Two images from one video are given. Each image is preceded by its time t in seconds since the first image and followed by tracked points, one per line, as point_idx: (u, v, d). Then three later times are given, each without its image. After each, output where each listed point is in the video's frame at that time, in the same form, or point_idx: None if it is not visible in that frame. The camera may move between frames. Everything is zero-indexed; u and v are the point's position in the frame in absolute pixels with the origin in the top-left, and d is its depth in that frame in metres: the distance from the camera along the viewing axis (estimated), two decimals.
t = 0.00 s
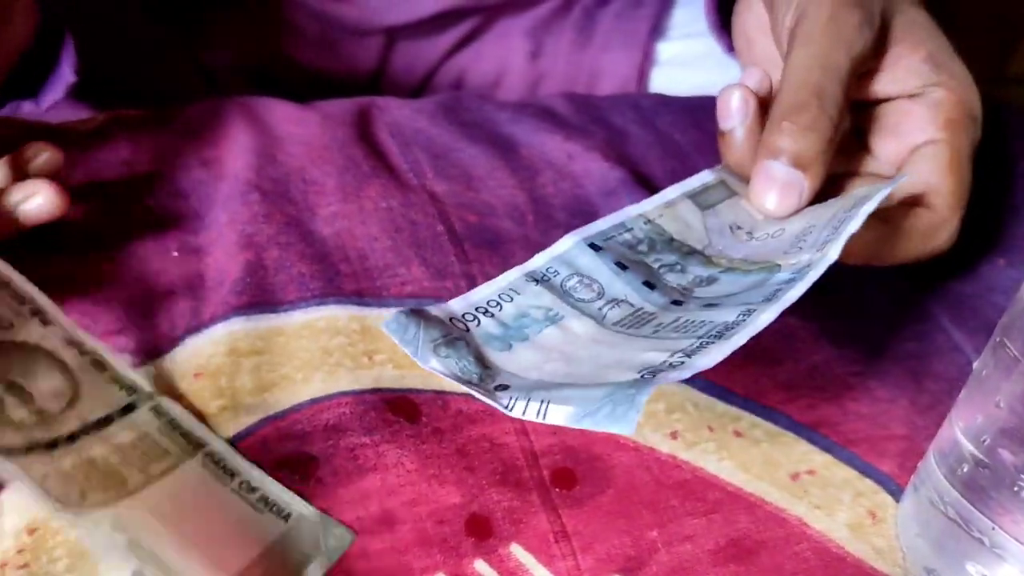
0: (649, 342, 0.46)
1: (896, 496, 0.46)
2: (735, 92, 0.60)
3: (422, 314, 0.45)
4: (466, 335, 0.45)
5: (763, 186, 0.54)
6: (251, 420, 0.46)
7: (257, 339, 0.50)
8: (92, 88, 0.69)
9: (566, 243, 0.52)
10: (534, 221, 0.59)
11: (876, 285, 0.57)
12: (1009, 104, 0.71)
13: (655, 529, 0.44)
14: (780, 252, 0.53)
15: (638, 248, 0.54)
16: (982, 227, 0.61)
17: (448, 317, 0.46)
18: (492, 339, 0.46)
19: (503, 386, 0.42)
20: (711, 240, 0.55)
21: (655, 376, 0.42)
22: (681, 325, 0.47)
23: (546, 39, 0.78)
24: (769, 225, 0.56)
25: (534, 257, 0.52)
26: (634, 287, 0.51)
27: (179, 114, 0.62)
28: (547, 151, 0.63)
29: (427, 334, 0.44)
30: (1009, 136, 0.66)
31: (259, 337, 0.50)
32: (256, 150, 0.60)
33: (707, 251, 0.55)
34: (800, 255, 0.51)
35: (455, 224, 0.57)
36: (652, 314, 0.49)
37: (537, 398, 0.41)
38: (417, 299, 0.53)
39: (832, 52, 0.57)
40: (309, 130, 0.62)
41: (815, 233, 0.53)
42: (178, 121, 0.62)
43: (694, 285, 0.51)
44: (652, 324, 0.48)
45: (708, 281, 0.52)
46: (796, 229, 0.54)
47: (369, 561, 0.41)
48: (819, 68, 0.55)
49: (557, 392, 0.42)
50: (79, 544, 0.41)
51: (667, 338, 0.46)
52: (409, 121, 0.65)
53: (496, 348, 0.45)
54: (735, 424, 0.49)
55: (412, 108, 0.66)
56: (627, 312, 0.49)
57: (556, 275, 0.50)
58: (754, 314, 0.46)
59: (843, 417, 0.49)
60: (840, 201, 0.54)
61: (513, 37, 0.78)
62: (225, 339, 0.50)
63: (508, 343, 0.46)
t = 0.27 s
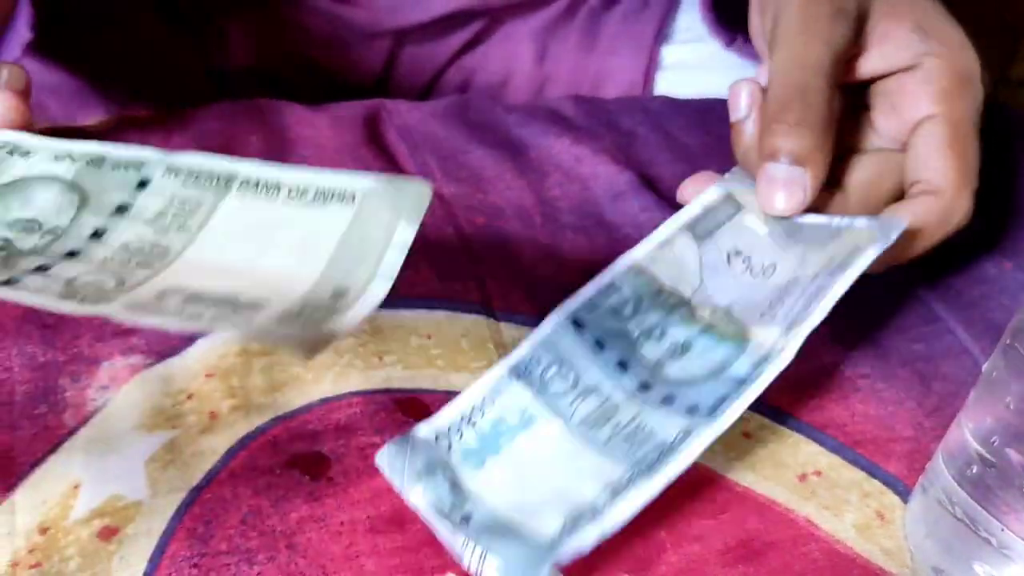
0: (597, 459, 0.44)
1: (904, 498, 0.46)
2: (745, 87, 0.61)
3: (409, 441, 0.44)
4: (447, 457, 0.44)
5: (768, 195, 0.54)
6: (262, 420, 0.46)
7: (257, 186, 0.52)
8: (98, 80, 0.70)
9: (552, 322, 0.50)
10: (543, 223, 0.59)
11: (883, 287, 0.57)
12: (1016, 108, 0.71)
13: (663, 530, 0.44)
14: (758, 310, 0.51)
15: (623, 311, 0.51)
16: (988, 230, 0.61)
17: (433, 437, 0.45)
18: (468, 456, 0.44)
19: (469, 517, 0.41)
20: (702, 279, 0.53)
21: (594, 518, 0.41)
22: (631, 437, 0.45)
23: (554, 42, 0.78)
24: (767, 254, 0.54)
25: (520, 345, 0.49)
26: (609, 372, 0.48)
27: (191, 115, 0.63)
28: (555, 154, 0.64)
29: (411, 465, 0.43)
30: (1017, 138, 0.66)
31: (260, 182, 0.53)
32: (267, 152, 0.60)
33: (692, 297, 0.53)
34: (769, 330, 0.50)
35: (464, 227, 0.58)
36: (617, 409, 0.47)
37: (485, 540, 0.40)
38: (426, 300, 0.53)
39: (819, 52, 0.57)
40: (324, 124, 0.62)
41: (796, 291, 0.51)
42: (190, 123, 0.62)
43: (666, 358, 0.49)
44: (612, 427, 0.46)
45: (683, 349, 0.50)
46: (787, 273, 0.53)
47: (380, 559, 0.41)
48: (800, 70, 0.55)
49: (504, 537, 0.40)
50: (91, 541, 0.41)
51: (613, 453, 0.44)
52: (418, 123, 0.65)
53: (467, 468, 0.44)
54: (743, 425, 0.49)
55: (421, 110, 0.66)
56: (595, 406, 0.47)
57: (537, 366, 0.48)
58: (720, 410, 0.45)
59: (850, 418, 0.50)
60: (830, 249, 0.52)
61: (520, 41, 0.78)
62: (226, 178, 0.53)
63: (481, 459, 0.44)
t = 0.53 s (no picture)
0: (595, 485, 0.46)
1: (905, 498, 0.46)
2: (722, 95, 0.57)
3: (415, 441, 0.46)
4: (448, 460, 0.46)
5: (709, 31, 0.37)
6: (266, 420, 0.47)
7: (271, 138, 0.55)
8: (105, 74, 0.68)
9: (550, 346, 0.52)
10: (545, 226, 0.59)
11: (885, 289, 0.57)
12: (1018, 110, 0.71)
13: (666, 530, 0.44)
14: (743, 356, 0.52)
15: (617, 343, 0.53)
16: (989, 231, 0.61)
17: (436, 440, 0.47)
18: (469, 463, 0.46)
19: (470, 523, 0.43)
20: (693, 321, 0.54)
21: (598, 550, 0.43)
22: (627, 467, 0.47)
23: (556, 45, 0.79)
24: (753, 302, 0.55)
25: (521, 362, 0.51)
26: (603, 399, 0.50)
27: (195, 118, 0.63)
28: (557, 156, 0.64)
29: (415, 465, 0.45)
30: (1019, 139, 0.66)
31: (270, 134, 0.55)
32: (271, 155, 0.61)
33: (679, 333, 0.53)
34: (755, 381, 0.51)
35: (467, 229, 0.58)
36: (611, 437, 0.48)
37: (491, 554, 0.42)
38: (429, 301, 0.54)
39: None
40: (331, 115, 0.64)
41: (781, 346, 0.52)
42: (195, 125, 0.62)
43: (657, 392, 0.51)
44: (608, 453, 0.48)
45: (674, 384, 0.51)
46: (770, 324, 0.54)
47: (384, 560, 0.42)
48: None
49: (507, 554, 0.42)
50: (96, 541, 0.41)
51: (610, 481, 0.46)
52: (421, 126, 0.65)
53: (471, 472, 0.46)
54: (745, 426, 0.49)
55: (424, 112, 0.66)
56: (590, 432, 0.49)
57: (536, 386, 0.50)
58: (711, 460, 0.47)
59: (851, 419, 0.50)
60: (812, 309, 0.54)
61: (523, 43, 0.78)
62: (237, 133, 0.55)
63: (482, 467, 0.46)
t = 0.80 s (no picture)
0: (597, 486, 0.46)
1: (907, 500, 0.46)
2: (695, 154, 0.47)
3: (418, 442, 0.46)
4: (451, 462, 0.46)
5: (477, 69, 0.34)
6: (270, 421, 0.47)
7: (313, 131, 0.55)
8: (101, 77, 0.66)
9: (553, 345, 0.52)
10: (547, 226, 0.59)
11: (888, 291, 0.57)
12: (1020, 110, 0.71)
13: (669, 532, 0.44)
14: (747, 358, 0.52)
15: (620, 344, 0.53)
16: (992, 233, 0.61)
17: (438, 441, 0.47)
18: (471, 464, 0.46)
19: (473, 524, 0.44)
20: (697, 321, 0.54)
21: (600, 551, 0.43)
22: (629, 469, 0.47)
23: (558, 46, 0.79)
24: (756, 303, 0.55)
25: (523, 363, 0.51)
26: (605, 400, 0.50)
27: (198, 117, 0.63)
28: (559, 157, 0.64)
29: (418, 466, 0.45)
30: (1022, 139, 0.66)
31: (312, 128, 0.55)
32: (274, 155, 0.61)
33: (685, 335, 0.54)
34: (757, 384, 0.51)
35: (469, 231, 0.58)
36: (614, 438, 0.48)
37: (494, 555, 0.42)
38: (432, 302, 0.54)
39: None
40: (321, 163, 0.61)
41: (783, 349, 0.52)
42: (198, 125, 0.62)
43: (659, 394, 0.51)
44: (610, 454, 0.48)
45: (676, 387, 0.51)
46: (773, 326, 0.54)
47: (386, 560, 0.42)
48: None
49: (510, 555, 0.42)
50: (99, 541, 0.41)
51: (611, 483, 0.46)
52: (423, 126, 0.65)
53: (473, 473, 0.46)
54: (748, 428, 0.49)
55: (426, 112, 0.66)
56: (593, 432, 0.49)
57: (539, 386, 0.50)
58: (714, 463, 0.47)
59: (854, 421, 0.50)
60: (816, 309, 0.54)
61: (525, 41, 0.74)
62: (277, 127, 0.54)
63: (484, 468, 0.46)
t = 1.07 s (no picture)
0: (602, 487, 0.46)
1: (912, 501, 0.46)
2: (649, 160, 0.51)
3: (422, 442, 0.46)
4: (454, 463, 0.46)
5: (451, 168, 0.37)
6: (274, 421, 0.47)
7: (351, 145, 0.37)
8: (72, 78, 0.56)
9: (558, 346, 0.52)
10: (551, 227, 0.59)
11: (892, 292, 0.57)
12: None
13: (674, 533, 0.44)
14: (751, 359, 0.52)
15: (624, 345, 0.53)
16: (996, 234, 0.61)
17: (442, 442, 0.47)
18: (475, 465, 0.46)
19: (477, 525, 0.43)
20: (700, 323, 0.54)
21: (605, 552, 0.43)
22: (633, 470, 0.47)
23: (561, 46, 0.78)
24: (760, 305, 0.55)
25: (527, 364, 0.51)
26: (609, 401, 0.50)
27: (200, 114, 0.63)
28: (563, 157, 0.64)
29: (422, 466, 0.45)
30: None
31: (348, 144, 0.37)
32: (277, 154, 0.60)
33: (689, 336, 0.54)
34: (761, 385, 0.51)
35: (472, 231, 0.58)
36: (618, 439, 0.48)
37: (498, 556, 0.42)
38: (436, 303, 0.54)
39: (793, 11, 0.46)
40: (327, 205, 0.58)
41: (787, 350, 0.52)
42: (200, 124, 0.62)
43: (663, 395, 0.51)
44: (614, 454, 0.48)
45: (680, 388, 0.51)
46: (778, 328, 0.54)
47: (390, 561, 0.42)
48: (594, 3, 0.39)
49: (514, 555, 0.42)
50: (102, 541, 0.41)
51: (615, 483, 0.46)
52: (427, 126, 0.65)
53: (477, 474, 0.46)
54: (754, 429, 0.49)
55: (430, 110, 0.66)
56: (597, 433, 0.49)
57: (543, 387, 0.50)
58: (718, 464, 0.47)
59: (858, 422, 0.50)
60: (820, 311, 0.54)
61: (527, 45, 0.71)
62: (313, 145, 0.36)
63: (488, 469, 0.46)
